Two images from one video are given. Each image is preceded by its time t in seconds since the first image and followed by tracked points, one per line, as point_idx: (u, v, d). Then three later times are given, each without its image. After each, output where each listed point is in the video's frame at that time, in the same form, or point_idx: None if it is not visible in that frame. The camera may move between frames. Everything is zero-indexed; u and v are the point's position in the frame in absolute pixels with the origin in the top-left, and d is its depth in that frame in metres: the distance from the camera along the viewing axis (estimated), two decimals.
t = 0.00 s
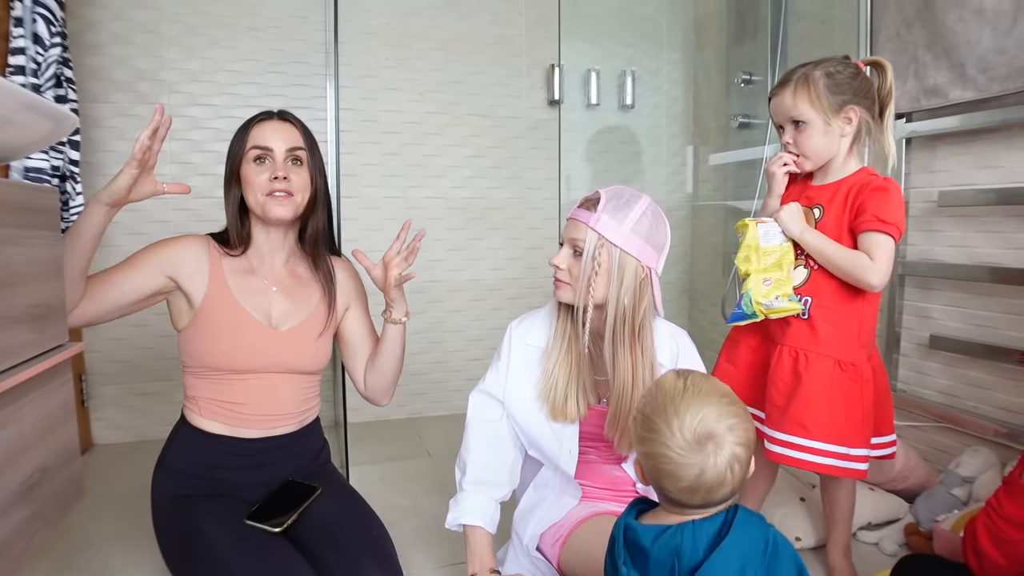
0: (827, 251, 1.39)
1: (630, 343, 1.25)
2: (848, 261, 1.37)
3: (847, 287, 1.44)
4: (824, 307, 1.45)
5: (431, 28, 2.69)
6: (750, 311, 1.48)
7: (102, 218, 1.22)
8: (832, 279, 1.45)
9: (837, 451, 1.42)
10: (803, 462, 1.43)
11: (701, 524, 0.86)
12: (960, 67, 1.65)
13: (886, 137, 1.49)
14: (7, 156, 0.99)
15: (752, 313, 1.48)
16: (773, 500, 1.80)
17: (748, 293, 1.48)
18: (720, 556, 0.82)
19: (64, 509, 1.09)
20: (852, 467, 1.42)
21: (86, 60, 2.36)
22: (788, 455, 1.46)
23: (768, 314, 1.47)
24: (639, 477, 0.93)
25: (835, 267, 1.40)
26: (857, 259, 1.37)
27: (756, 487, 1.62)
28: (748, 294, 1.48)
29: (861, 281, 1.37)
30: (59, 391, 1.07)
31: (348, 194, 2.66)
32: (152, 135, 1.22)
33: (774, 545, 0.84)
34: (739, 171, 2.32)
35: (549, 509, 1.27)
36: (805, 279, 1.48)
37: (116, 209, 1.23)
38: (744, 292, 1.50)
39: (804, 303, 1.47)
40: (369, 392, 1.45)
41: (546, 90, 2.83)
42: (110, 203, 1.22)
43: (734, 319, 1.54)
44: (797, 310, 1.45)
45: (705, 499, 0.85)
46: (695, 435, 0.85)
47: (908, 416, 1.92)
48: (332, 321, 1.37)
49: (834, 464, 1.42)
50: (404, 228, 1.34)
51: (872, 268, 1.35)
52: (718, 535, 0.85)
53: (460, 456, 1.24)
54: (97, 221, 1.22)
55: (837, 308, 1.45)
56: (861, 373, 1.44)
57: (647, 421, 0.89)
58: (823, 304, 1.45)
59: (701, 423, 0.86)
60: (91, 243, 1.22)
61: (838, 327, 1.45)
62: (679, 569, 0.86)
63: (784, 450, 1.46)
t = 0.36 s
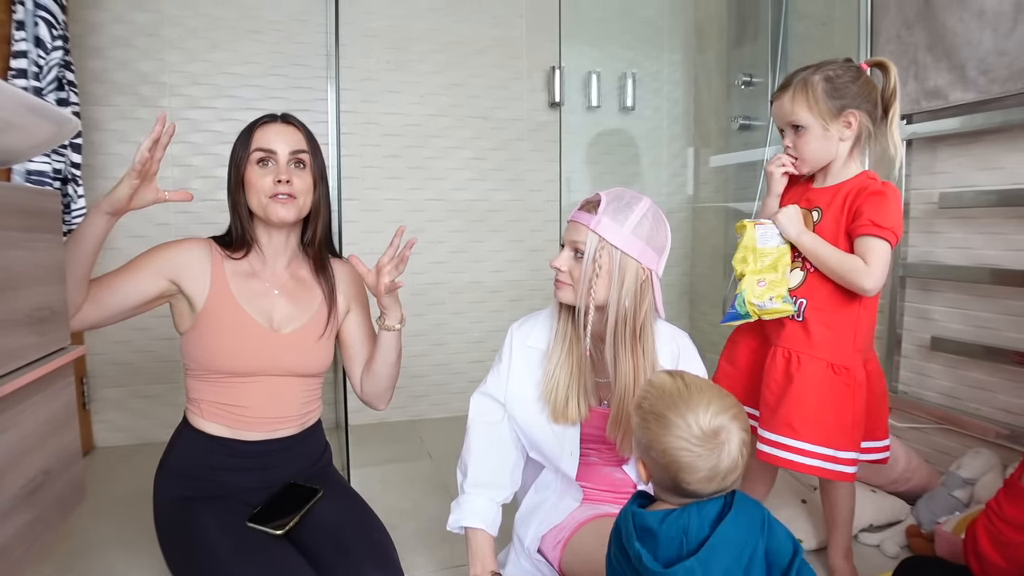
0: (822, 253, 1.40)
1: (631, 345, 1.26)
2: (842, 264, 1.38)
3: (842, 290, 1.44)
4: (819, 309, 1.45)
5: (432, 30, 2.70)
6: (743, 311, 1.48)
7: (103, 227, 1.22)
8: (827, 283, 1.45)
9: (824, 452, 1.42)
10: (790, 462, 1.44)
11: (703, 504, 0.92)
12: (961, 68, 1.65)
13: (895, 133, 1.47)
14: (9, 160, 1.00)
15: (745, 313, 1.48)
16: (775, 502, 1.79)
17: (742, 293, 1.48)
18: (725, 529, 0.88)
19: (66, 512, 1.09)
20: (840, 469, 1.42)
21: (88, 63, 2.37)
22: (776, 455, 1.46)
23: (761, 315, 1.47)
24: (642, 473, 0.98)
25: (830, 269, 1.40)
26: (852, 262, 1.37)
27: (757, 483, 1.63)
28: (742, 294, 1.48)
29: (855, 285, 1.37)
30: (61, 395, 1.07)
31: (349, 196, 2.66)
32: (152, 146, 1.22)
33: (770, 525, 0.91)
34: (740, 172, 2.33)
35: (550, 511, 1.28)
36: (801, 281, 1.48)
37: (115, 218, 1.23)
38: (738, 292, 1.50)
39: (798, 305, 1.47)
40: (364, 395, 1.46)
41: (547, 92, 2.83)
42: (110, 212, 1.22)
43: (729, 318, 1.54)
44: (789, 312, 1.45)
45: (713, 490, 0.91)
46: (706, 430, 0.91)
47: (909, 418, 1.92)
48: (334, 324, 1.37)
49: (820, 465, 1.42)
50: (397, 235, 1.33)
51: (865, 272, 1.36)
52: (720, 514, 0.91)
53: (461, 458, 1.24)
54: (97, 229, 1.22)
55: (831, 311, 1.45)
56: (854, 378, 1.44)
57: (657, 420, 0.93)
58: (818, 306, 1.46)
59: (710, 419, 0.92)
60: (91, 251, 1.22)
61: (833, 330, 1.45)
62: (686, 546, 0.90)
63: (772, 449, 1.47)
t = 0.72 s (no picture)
0: (820, 252, 1.40)
1: (626, 347, 1.26)
2: (839, 262, 1.38)
3: (840, 288, 1.44)
4: (816, 308, 1.45)
5: (429, 32, 2.70)
6: (742, 312, 1.48)
7: (100, 228, 1.22)
8: (825, 282, 1.45)
9: (829, 452, 1.42)
10: (795, 463, 1.43)
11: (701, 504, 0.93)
12: (957, 70, 1.66)
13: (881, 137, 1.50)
14: (5, 161, 0.99)
15: (744, 314, 1.47)
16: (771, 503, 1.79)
17: (740, 294, 1.47)
18: (723, 528, 0.89)
19: (61, 514, 1.09)
20: (844, 468, 1.42)
21: (84, 64, 2.36)
22: (780, 456, 1.45)
23: (760, 315, 1.46)
24: (642, 475, 0.98)
25: (827, 268, 1.40)
26: (850, 261, 1.37)
27: (755, 484, 1.63)
28: (741, 295, 1.47)
29: (854, 283, 1.37)
30: (56, 396, 1.07)
31: (345, 197, 2.66)
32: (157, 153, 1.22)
33: (768, 526, 0.92)
34: (737, 174, 2.34)
35: (547, 513, 1.28)
36: (799, 280, 1.49)
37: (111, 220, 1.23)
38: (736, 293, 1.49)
39: (796, 304, 1.47)
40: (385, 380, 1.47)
41: (545, 93, 2.84)
42: (110, 214, 1.22)
43: (727, 320, 1.53)
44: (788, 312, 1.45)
45: (717, 491, 0.92)
46: (711, 430, 0.92)
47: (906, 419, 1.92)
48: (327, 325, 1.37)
49: (825, 465, 1.42)
50: (380, 230, 1.31)
51: (863, 270, 1.36)
52: (718, 514, 0.92)
53: (457, 460, 1.24)
54: (94, 230, 1.22)
55: (829, 309, 1.45)
56: (854, 376, 1.44)
57: (662, 420, 0.94)
58: (816, 306, 1.46)
59: (715, 420, 0.93)
60: (87, 251, 1.22)
61: (831, 329, 1.45)
62: (685, 545, 0.90)
63: (775, 450, 1.46)
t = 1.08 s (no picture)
0: (833, 253, 1.40)
1: (627, 348, 1.26)
2: (853, 262, 1.38)
3: (853, 287, 1.45)
4: (831, 310, 1.46)
5: (432, 33, 2.70)
6: (764, 319, 1.46)
7: (121, 229, 1.22)
8: (837, 282, 1.46)
9: (859, 451, 1.43)
10: (829, 466, 1.43)
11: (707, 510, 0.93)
12: (959, 73, 1.66)
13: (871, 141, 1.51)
14: (9, 162, 1.00)
15: (766, 320, 1.46)
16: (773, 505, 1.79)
17: (760, 301, 1.46)
18: (729, 534, 0.90)
19: (64, 514, 1.09)
20: (875, 465, 1.43)
21: (88, 65, 2.37)
22: (814, 460, 1.44)
23: (782, 321, 1.46)
24: (648, 479, 0.98)
25: (841, 269, 1.40)
26: (862, 259, 1.37)
27: (759, 488, 1.63)
28: (760, 302, 1.46)
29: (870, 283, 1.38)
30: (59, 397, 1.07)
31: (348, 198, 2.66)
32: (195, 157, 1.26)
33: (774, 532, 0.93)
34: (739, 176, 2.34)
35: (548, 514, 1.27)
36: (810, 282, 1.48)
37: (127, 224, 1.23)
38: (755, 300, 1.47)
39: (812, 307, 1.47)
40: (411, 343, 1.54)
41: (547, 95, 2.84)
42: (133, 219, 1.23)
43: (746, 328, 1.52)
44: (811, 315, 1.45)
45: (724, 500, 0.92)
46: (718, 439, 0.91)
47: (908, 422, 1.92)
48: (327, 325, 1.38)
49: (859, 465, 1.42)
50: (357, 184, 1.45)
51: (877, 268, 1.37)
52: (725, 520, 0.92)
53: (458, 462, 1.24)
54: (115, 231, 1.22)
55: (844, 308, 1.45)
56: (871, 372, 1.46)
57: (669, 428, 0.93)
58: (830, 306, 1.46)
59: (723, 429, 0.92)
60: (108, 248, 1.22)
61: (846, 328, 1.45)
62: (690, 551, 0.91)
63: (808, 455, 1.45)
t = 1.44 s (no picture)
0: (828, 255, 1.40)
1: (621, 348, 1.26)
2: (848, 263, 1.38)
3: (849, 288, 1.45)
4: (827, 311, 1.45)
5: (430, 35, 2.70)
6: (759, 321, 1.47)
7: (115, 235, 1.21)
8: (833, 283, 1.45)
9: (854, 453, 1.42)
10: (825, 469, 1.43)
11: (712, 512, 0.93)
12: (957, 73, 1.66)
13: (867, 140, 1.51)
14: (8, 164, 1.00)
15: (761, 322, 1.48)
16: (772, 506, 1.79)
17: (755, 303, 1.47)
18: (733, 535, 0.90)
19: (63, 516, 1.09)
20: (869, 468, 1.43)
21: (86, 67, 2.37)
22: (809, 463, 1.44)
23: (776, 322, 1.47)
24: (653, 479, 0.99)
25: (836, 270, 1.40)
26: (856, 261, 1.38)
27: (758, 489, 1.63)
28: (755, 303, 1.47)
29: (865, 284, 1.38)
30: (58, 399, 1.07)
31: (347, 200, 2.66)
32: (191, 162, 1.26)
33: (777, 535, 0.93)
34: (738, 177, 2.33)
35: (546, 515, 1.27)
36: (806, 283, 1.48)
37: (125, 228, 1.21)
38: (750, 303, 1.49)
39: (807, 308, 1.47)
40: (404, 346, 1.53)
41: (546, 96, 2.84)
42: (128, 224, 1.21)
43: (742, 330, 1.53)
44: (806, 317, 1.46)
45: (729, 503, 0.92)
46: (723, 442, 0.91)
47: (907, 423, 1.92)
48: (324, 326, 1.38)
49: (852, 468, 1.42)
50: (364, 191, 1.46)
51: (872, 269, 1.36)
52: (729, 521, 0.92)
53: (456, 464, 1.24)
54: (109, 238, 1.20)
55: (838, 310, 1.45)
56: (867, 374, 1.45)
57: (674, 430, 0.93)
58: (825, 308, 1.46)
59: (728, 431, 0.92)
60: (103, 255, 1.20)
61: (842, 329, 1.45)
62: (694, 551, 0.91)
63: (802, 458, 1.45)
